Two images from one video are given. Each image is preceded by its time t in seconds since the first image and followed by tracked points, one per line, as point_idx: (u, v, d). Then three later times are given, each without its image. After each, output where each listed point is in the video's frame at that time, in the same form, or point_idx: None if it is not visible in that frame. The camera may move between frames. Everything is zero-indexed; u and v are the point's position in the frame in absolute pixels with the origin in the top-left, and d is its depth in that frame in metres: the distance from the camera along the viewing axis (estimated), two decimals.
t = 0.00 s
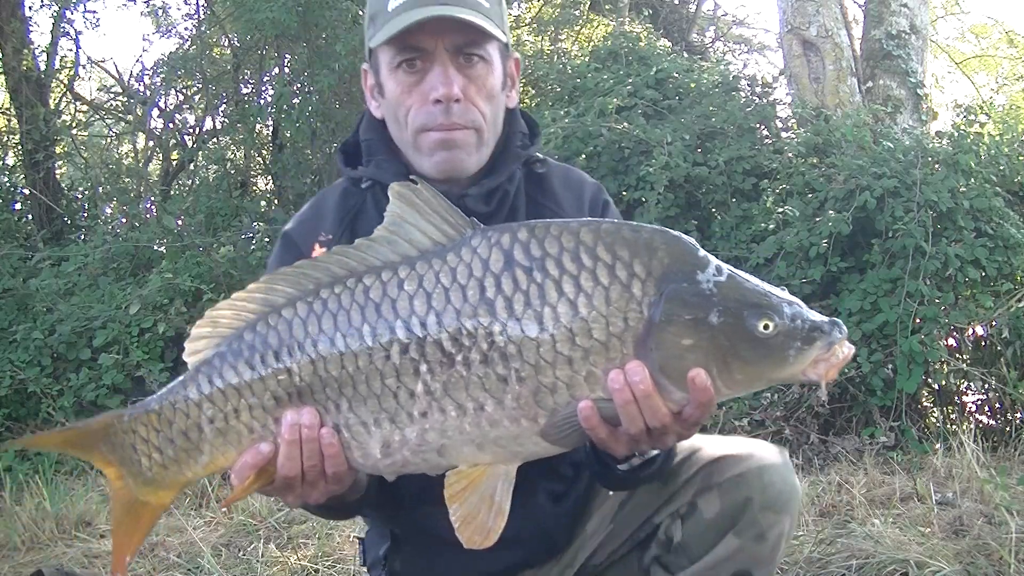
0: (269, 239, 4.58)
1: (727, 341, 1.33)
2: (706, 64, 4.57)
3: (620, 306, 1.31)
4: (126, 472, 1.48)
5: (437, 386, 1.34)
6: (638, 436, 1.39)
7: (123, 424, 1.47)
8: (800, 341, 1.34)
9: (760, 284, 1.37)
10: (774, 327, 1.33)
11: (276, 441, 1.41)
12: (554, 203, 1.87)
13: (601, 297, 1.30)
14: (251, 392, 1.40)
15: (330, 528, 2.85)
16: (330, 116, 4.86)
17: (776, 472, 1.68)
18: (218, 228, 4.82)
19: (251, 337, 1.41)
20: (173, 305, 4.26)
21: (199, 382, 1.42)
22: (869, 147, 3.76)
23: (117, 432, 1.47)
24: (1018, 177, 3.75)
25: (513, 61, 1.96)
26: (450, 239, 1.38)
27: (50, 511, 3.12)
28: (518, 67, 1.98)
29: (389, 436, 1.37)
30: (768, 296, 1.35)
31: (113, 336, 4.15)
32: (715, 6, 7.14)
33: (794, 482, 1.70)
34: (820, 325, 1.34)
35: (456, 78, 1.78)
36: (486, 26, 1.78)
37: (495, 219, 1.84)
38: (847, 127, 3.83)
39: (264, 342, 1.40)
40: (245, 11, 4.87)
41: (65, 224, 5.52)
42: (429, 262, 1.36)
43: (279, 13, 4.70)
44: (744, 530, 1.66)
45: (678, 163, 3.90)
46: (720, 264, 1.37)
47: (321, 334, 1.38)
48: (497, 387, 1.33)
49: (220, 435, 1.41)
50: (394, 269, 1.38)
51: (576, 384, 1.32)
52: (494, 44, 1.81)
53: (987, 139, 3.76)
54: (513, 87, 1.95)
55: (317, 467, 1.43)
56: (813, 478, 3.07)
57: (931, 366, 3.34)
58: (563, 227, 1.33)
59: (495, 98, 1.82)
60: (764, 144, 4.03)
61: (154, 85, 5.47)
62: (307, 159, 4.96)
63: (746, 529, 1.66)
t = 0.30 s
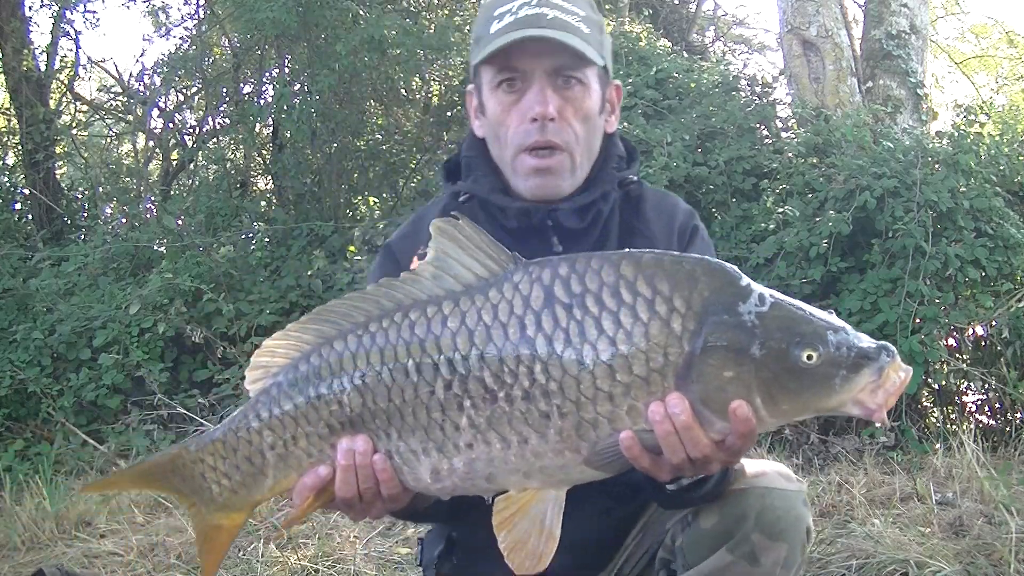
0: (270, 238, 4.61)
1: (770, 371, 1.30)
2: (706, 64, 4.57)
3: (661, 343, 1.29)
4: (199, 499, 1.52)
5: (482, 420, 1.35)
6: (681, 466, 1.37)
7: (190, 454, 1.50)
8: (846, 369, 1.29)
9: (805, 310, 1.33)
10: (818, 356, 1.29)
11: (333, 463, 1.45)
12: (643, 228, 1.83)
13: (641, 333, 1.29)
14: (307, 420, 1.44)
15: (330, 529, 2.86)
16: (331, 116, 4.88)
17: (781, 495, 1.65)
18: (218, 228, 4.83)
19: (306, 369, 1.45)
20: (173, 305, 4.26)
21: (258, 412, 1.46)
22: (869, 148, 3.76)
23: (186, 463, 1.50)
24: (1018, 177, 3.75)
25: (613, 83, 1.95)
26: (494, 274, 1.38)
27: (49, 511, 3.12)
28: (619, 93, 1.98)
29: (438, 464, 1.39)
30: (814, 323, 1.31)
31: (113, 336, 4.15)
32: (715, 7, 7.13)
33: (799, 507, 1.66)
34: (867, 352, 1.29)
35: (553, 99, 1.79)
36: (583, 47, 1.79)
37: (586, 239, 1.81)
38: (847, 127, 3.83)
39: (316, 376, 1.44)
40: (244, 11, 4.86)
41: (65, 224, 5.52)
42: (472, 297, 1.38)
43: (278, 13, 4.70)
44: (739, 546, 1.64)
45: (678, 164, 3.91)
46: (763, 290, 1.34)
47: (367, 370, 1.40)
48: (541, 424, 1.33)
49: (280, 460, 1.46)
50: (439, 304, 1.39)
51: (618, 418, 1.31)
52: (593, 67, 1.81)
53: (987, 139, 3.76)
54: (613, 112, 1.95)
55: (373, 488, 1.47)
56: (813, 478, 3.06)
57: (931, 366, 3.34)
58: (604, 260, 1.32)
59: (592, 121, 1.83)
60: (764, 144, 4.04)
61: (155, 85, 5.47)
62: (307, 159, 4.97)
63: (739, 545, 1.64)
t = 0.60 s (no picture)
0: (270, 238, 4.61)
1: (791, 341, 1.30)
2: (706, 63, 4.56)
3: (683, 305, 1.30)
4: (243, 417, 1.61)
5: (504, 368, 1.37)
6: (693, 432, 1.38)
7: (236, 373, 1.60)
8: (866, 343, 1.28)
9: (829, 284, 1.33)
10: (839, 330, 1.28)
11: (357, 405, 1.48)
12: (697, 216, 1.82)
13: (663, 296, 1.30)
14: (335, 358, 1.47)
15: (330, 529, 2.87)
16: (331, 116, 4.88)
17: (755, 497, 1.66)
18: (218, 228, 4.82)
19: (338, 310, 1.49)
20: (173, 305, 4.25)
21: (293, 347, 1.51)
22: (869, 147, 3.76)
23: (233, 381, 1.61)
24: (1018, 177, 3.75)
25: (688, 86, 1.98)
26: (527, 226, 1.40)
27: (49, 511, 3.11)
28: (692, 96, 1.99)
29: (459, 411, 1.41)
30: (837, 296, 1.30)
31: (113, 336, 4.15)
32: (715, 6, 7.10)
33: (772, 513, 1.66)
34: (888, 327, 1.27)
35: (634, 95, 1.81)
36: (669, 51, 1.81)
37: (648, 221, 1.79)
38: (847, 127, 3.83)
39: (348, 315, 1.47)
40: (244, 11, 4.86)
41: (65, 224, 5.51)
42: (503, 248, 1.39)
43: (278, 13, 4.70)
44: (705, 542, 1.62)
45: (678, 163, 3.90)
46: (789, 264, 1.34)
47: (395, 314, 1.43)
48: (559, 376, 1.35)
49: (307, 396, 1.51)
50: (471, 254, 1.41)
51: (637, 376, 1.32)
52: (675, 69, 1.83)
53: (987, 140, 3.76)
54: (685, 114, 1.96)
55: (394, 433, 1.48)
56: (813, 478, 3.06)
57: (931, 366, 3.36)
58: (635, 219, 1.33)
59: (667, 120, 1.84)
60: (764, 144, 4.03)
61: (154, 85, 5.46)
62: (307, 159, 4.97)
63: (708, 541, 1.62)
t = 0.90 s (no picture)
0: (269, 239, 4.61)
1: (844, 299, 1.37)
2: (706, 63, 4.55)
3: (741, 271, 1.36)
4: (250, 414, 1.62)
5: (558, 349, 1.41)
6: (740, 390, 1.44)
7: (244, 367, 1.60)
8: (913, 296, 1.37)
9: (872, 242, 1.40)
10: (888, 284, 1.36)
11: (388, 396, 1.53)
12: (711, 154, 1.98)
13: (722, 263, 1.36)
14: (365, 351, 1.50)
15: (329, 529, 2.86)
16: (331, 116, 4.89)
17: (695, 461, 1.86)
18: (218, 228, 4.83)
19: (368, 299, 1.51)
20: (173, 305, 4.25)
21: (317, 339, 1.53)
22: (869, 147, 3.77)
23: (239, 375, 1.61)
24: (1018, 177, 3.75)
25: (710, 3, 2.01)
26: (567, 202, 1.43)
27: (49, 511, 3.11)
28: (712, 12, 2.03)
29: (506, 395, 1.45)
30: (883, 253, 1.38)
31: (113, 336, 4.16)
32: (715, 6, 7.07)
33: (713, 472, 1.85)
34: (931, 280, 1.38)
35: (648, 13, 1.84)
36: None
37: (658, 151, 1.99)
38: (847, 127, 3.85)
39: (378, 305, 1.49)
40: (244, 11, 4.86)
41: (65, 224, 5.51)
42: (546, 226, 1.42)
43: (278, 13, 4.70)
44: (655, 509, 1.82)
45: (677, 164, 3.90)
46: (833, 223, 1.40)
47: (435, 298, 1.45)
48: (620, 353, 1.40)
49: (335, 388, 1.54)
50: (511, 234, 1.44)
51: (697, 345, 1.39)
52: None
53: (988, 140, 3.76)
54: (704, 32, 2.01)
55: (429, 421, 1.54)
56: (813, 478, 3.06)
57: (931, 366, 3.37)
58: (680, 189, 1.37)
59: (683, 41, 1.89)
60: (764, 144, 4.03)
61: (155, 85, 5.46)
62: (307, 159, 4.98)
63: (656, 508, 1.82)
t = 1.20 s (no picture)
0: (269, 239, 4.60)
1: (835, 285, 1.40)
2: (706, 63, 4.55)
3: (730, 259, 1.39)
4: (251, 437, 1.62)
5: (554, 340, 1.44)
6: (742, 379, 1.45)
7: (245, 388, 1.62)
8: (905, 281, 1.40)
9: (860, 230, 1.44)
10: (878, 270, 1.40)
11: (395, 404, 1.55)
12: (704, 145, 1.98)
13: (711, 252, 1.39)
14: (370, 351, 1.53)
15: (330, 529, 2.87)
16: (331, 116, 4.89)
17: (714, 463, 1.78)
18: (218, 229, 4.83)
19: (370, 300, 1.55)
20: (173, 305, 4.25)
21: (320, 345, 1.56)
22: (869, 147, 3.77)
23: (240, 398, 1.62)
24: (1019, 177, 3.75)
25: None
26: (562, 200, 1.47)
27: (49, 511, 3.11)
28: None
29: (506, 391, 1.48)
30: (870, 240, 1.41)
31: (113, 336, 4.15)
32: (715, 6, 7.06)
33: (733, 478, 1.76)
34: (921, 264, 1.40)
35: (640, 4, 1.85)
36: None
37: (651, 143, 1.99)
38: (848, 127, 3.85)
39: (380, 305, 1.53)
40: (244, 11, 4.86)
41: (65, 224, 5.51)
42: (541, 221, 1.46)
43: (278, 13, 4.70)
44: (673, 513, 1.73)
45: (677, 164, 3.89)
46: (820, 214, 1.44)
47: (436, 297, 1.49)
48: (611, 341, 1.43)
49: (342, 395, 1.56)
50: (507, 230, 1.48)
51: (690, 336, 1.41)
52: None
53: (988, 140, 3.76)
54: (698, 18, 2.02)
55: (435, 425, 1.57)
56: (813, 478, 3.06)
57: (931, 366, 3.37)
58: (669, 183, 1.41)
59: (676, 30, 1.90)
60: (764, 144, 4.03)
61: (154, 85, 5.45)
62: (307, 159, 4.96)
63: (675, 511, 1.73)
